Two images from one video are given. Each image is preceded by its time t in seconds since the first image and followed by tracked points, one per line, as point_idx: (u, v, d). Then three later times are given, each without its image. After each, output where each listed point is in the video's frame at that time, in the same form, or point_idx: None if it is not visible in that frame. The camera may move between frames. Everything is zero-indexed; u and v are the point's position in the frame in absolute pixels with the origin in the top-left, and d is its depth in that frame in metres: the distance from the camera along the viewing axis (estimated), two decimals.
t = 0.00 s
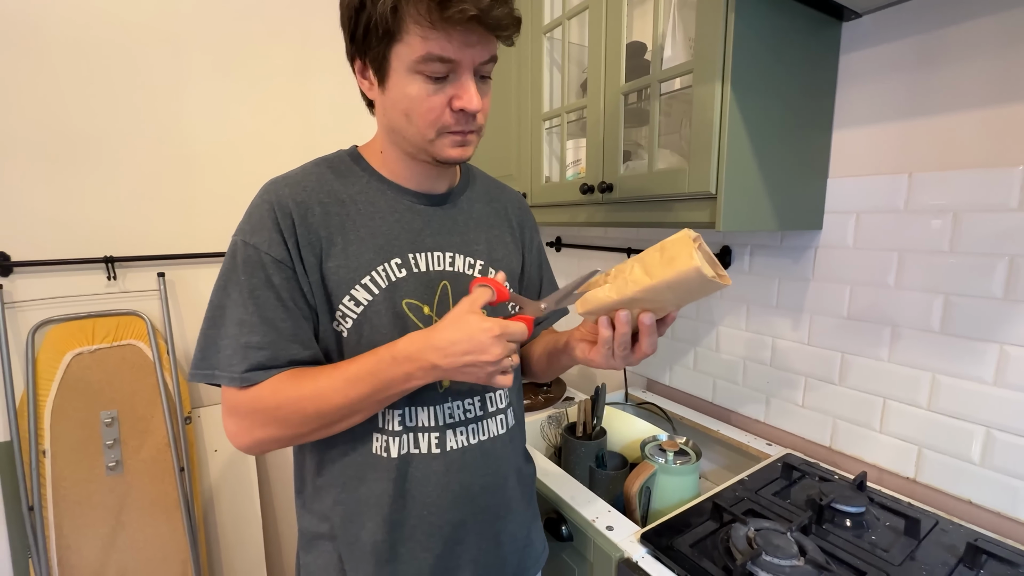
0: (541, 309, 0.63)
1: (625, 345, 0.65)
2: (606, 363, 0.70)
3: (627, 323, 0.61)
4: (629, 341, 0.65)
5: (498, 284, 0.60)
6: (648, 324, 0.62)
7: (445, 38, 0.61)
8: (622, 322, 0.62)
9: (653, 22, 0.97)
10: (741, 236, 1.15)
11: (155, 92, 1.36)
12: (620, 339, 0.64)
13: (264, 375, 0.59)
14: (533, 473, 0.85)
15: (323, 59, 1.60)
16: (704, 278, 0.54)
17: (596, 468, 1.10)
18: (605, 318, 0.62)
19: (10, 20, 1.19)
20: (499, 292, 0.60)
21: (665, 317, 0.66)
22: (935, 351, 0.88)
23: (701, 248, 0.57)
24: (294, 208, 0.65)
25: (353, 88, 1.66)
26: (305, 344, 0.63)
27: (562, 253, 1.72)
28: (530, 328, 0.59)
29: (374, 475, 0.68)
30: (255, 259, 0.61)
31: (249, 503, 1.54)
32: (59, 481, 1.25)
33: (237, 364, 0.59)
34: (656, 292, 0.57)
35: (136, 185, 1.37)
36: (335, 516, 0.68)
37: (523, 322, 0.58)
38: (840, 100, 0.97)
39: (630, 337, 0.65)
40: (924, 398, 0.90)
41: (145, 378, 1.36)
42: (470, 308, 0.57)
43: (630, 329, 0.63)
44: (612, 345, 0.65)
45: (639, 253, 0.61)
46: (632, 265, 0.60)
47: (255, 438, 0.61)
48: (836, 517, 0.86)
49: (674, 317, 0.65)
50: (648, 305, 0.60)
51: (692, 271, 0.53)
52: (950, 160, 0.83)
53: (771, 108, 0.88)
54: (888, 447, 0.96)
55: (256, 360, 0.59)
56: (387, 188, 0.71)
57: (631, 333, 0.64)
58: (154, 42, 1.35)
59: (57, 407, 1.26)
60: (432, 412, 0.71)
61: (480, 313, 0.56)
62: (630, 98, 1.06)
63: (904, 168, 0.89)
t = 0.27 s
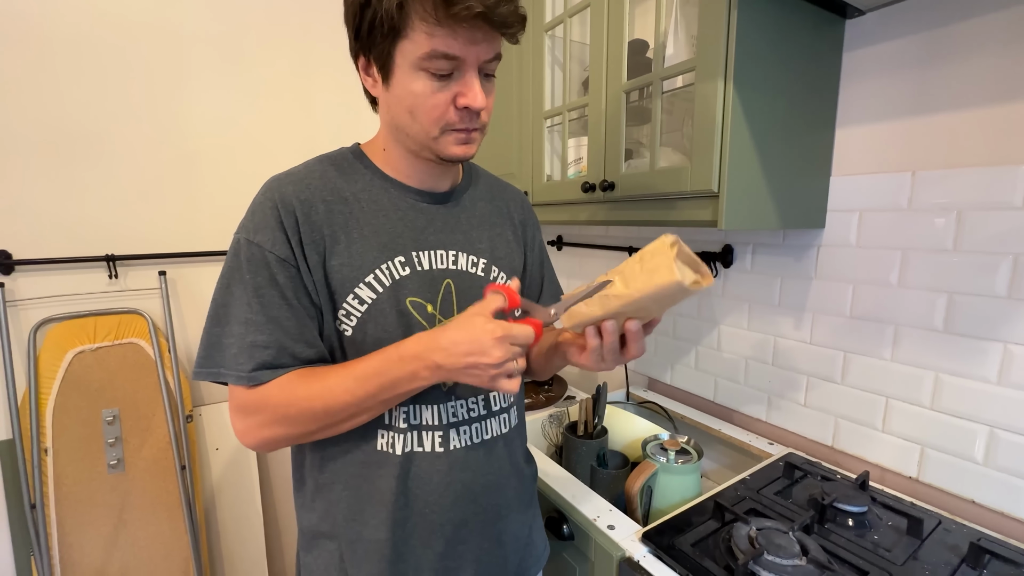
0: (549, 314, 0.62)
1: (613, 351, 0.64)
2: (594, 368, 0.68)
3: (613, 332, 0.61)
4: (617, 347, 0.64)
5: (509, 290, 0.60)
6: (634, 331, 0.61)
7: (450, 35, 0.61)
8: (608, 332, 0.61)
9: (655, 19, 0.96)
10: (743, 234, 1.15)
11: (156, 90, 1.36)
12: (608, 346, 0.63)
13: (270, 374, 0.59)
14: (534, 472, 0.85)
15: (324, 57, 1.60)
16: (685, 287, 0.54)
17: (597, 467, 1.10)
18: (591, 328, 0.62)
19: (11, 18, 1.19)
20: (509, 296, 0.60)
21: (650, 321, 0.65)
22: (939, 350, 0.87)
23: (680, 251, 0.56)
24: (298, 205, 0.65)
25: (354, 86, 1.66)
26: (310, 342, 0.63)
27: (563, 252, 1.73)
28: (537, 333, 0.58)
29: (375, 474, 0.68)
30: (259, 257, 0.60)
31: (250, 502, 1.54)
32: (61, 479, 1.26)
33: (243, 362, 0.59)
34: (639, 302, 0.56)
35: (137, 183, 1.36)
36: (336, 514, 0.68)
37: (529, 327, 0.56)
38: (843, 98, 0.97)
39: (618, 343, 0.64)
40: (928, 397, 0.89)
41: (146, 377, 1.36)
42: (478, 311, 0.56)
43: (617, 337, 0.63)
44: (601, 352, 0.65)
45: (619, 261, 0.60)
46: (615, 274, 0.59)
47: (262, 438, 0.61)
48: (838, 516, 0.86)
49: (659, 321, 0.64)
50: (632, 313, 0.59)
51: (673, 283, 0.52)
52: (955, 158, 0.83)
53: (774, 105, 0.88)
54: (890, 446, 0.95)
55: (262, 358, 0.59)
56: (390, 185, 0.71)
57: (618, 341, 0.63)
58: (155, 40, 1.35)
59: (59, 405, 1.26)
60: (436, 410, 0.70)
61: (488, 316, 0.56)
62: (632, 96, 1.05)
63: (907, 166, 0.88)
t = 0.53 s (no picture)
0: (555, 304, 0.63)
1: (611, 348, 0.64)
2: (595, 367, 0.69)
3: (609, 327, 0.60)
4: (614, 344, 0.63)
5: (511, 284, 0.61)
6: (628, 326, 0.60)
7: (446, 32, 0.61)
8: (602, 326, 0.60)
9: (657, 18, 0.96)
10: (744, 233, 1.15)
11: (157, 88, 1.36)
12: (605, 343, 0.62)
13: (273, 372, 0.59)
14: (535, 471, 0.85)
15: (324, 55, 1.60)
16: (678, 279, 0.52)
17: (598, 466, 1.10)
18: (587, 322, 0.61)
19: (12, 17, 1.19)
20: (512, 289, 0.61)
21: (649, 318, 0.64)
22: (940, 349, 0.87)
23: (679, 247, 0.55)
24: (298, 203, 0.65)
25: (354, 85, 1.66)
26: (312, 340, 0.63)
27: (564, 251, 1.72)
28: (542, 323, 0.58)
29: (375, 473, 0.68)
30: (260, 254, 0.60)
31: (251, 500, 1.54)
32: (62, 477, 1.26)
33: (245, 360, 0.59)
34: (630, 294, 0.55)
35: (138, 182, 1.36)
36: (336, 512, 0.68)
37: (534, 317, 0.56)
38: (845, 96, 0.97)
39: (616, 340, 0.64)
40: (929, 397, 0.89)
41: (147, 375, 1.36)
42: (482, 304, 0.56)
43: (614, 333, 0.62)
44: (598, 349, 0.64)
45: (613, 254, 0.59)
46: (607, 267, 0.57)
47: (267, 437, 0.61)
48: (839, 515, 0.86)
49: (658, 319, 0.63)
50: (626, 308, 0.58)
51: (666, 272, 0.51)
52: (958, 157, 0.82)
53: (776, 103, 0.88)
54: (891, 445, 0.95)
55: (265, 356, 0.59)
56: (390, 183, 0.71)
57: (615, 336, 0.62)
58: (156, 39, 1.35)
59: (60, 404, 1.26)
60: (435, 409, 0.70)
61: (491, 309, 0.56)
62: (633, 94, 1.05)
63: (909, 165, 0.88)
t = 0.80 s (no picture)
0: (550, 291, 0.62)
1: (600, 352, 0.64)
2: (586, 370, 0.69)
3: (598, 330, 0.60)
4: (603, 348, 0.63)
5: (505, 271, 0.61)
6: (617, 330, 0.60)
7: (442, 26, 0.60)
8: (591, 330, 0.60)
9: (658, 15, 0.96)
10: (745, 232, 1.15)
11: (158, 86, 1.36)
12: (594, 346, 0.62)
13: (270, 368, 0.59)
14: (534, 469, 0.85)
15: (325, 54, 1.60)
16: (663, 283, 0.53)
17: (598, 465, 1.10)
18: (575, 327, 0.61)
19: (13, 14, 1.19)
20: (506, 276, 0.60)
21: (637, 323, 0.65)
22: (940, 347, 0.87)
23: (668, 254, 0.57)
24: (297, 199, 0.64)
25: (355, 83, 1.66)
26: (311, 337, 0.63)
27: (565, 249, 1.72)
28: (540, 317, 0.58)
29: (374, 470, 0.68)
30: (259, 250, 0.60)
31: (251, 498, 1.54)
32: (63, 475, 1.26)
33: (243, 356, 0.59)
34: (618, 298, 0.56)
35: (138, 180, 1.37)
36: (335, 509, 0.68)
37: (533, 311, 0.56)
38: (846, 94, 0.96)
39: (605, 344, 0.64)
40: (930, 395, 0.89)
41: (148, 373, 1.36)
42: (478, 295, 0.56)
43: (603, 336, 0.62)
44: (587, 353, 0.64)
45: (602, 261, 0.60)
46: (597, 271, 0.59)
47: (263, 434, 0.61)
48: (839, 514, 0.86)
49: (647, 323, 0.63)
50: (614, 311, 0.58)
51: (647, 277, 0.51)
52: (959, 155, 0.82)
53: (778, 101, 0.87)
54: (892, 444, 0.95)
55: (261, 353, 0.59)
56: (389, 180, 0.71)
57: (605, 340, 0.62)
58: (157, 37, 1.35)
59: (61, 401, 1.26)
60: (433, 407, 0.70)
61: (487, 300, 0.55)
62: (634, 92, 1.05)
63: (911, 163, 0.88)
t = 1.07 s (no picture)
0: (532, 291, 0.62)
1: (610, 344, 0.64)
2: (594, 365, 0.69)
3: (609, 320, 0.60)
4: (614, 339, 0.63)
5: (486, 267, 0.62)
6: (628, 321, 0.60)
7: (442, 25, 0.60)
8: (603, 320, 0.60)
9: (660, 14, 0.96)
10: (747, 231, 1.14)
11: (159, 85, 1.36)
12: (604, 338, 0.63)
13: (258, 366, 0.59)
14: (535, 468, 0.85)
15: (326, 52, 1.59)
16: (677, 272, 0.52)
17: (599, 465, 1.10)
18: (587, 317, 0.62)
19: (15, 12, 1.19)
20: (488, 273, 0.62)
21: (648, 317, 0.64)
22: (943, 347, 0.87)
23: (680, 247, 0.56)
24: (296, 198, 0.64)
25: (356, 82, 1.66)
26: (302, 335, 0.63)
27: (566, 249, 1.72)
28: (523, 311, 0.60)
29: (375, 469, 0.68)
30: (254, 248, 0.60)
31: (252, 496, 1.54)
32: (65, 473, 1.26)
33: (233, 353, 0.59)
34: (630, 287, 0.55)
35: (140, 179, 1.37)
36: (336, 508, 0.68)
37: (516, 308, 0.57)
38: (849, 94, 0.96)
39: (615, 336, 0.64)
40: (932, 396, 0.89)
41: (149, 372, 1.36)
42: (462, 293, 0.56)
43: (614, 328, 0.62)
44: (598, 345, 0.65)
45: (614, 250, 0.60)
46: (607, 261, 0.59)
47: (252, 427, 0.62)
48: (841, 514, 0.86)
49: (658, 317, 0.62)
50: (626, 302, 0.58)
51: (660, 265, 0.51)
52: (963, 154, 0.82)
53: (781, 99, 0.87)
54: (894, 444, 0.95)
55: (252, 351, 0.59)
56: (389, 179, 0.71)
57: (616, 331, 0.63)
58: (158, 36, 1.35)
59: (62, 399, 1.26)
60: (433, 406, 0.70)
61: (474, 298, 0.55)
62: (636, 91, 1.05)
63: (913, 163, 0.88)
